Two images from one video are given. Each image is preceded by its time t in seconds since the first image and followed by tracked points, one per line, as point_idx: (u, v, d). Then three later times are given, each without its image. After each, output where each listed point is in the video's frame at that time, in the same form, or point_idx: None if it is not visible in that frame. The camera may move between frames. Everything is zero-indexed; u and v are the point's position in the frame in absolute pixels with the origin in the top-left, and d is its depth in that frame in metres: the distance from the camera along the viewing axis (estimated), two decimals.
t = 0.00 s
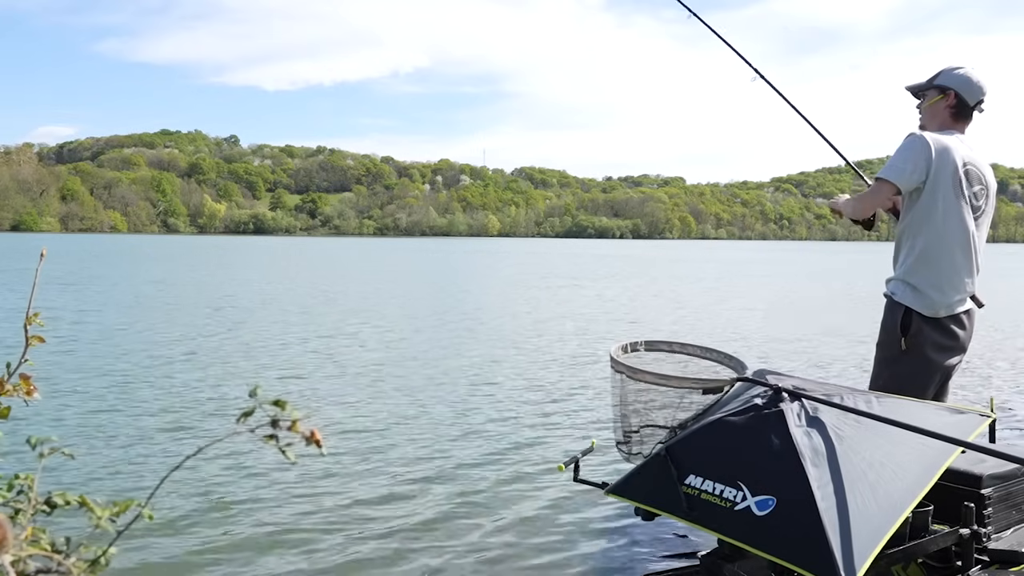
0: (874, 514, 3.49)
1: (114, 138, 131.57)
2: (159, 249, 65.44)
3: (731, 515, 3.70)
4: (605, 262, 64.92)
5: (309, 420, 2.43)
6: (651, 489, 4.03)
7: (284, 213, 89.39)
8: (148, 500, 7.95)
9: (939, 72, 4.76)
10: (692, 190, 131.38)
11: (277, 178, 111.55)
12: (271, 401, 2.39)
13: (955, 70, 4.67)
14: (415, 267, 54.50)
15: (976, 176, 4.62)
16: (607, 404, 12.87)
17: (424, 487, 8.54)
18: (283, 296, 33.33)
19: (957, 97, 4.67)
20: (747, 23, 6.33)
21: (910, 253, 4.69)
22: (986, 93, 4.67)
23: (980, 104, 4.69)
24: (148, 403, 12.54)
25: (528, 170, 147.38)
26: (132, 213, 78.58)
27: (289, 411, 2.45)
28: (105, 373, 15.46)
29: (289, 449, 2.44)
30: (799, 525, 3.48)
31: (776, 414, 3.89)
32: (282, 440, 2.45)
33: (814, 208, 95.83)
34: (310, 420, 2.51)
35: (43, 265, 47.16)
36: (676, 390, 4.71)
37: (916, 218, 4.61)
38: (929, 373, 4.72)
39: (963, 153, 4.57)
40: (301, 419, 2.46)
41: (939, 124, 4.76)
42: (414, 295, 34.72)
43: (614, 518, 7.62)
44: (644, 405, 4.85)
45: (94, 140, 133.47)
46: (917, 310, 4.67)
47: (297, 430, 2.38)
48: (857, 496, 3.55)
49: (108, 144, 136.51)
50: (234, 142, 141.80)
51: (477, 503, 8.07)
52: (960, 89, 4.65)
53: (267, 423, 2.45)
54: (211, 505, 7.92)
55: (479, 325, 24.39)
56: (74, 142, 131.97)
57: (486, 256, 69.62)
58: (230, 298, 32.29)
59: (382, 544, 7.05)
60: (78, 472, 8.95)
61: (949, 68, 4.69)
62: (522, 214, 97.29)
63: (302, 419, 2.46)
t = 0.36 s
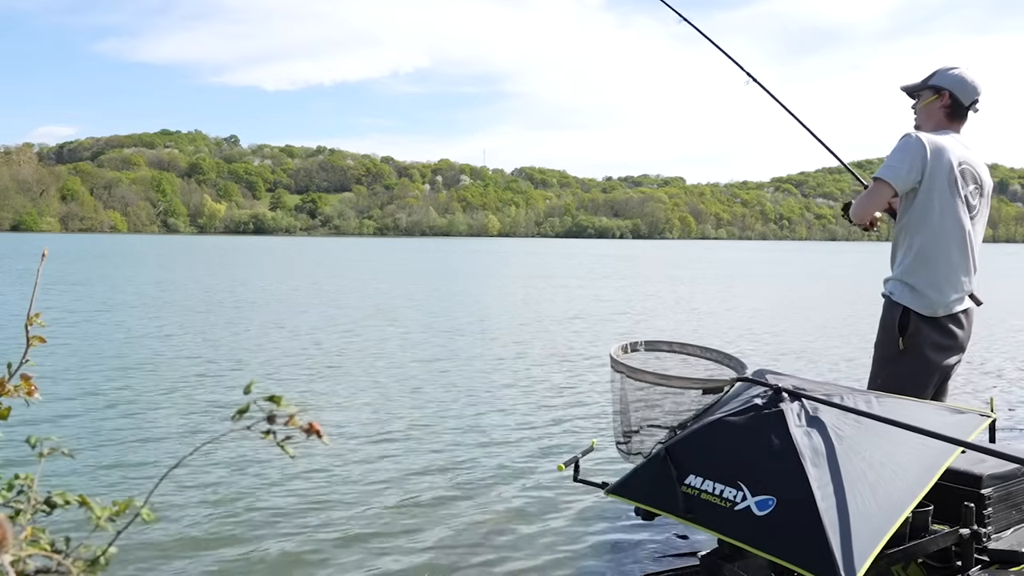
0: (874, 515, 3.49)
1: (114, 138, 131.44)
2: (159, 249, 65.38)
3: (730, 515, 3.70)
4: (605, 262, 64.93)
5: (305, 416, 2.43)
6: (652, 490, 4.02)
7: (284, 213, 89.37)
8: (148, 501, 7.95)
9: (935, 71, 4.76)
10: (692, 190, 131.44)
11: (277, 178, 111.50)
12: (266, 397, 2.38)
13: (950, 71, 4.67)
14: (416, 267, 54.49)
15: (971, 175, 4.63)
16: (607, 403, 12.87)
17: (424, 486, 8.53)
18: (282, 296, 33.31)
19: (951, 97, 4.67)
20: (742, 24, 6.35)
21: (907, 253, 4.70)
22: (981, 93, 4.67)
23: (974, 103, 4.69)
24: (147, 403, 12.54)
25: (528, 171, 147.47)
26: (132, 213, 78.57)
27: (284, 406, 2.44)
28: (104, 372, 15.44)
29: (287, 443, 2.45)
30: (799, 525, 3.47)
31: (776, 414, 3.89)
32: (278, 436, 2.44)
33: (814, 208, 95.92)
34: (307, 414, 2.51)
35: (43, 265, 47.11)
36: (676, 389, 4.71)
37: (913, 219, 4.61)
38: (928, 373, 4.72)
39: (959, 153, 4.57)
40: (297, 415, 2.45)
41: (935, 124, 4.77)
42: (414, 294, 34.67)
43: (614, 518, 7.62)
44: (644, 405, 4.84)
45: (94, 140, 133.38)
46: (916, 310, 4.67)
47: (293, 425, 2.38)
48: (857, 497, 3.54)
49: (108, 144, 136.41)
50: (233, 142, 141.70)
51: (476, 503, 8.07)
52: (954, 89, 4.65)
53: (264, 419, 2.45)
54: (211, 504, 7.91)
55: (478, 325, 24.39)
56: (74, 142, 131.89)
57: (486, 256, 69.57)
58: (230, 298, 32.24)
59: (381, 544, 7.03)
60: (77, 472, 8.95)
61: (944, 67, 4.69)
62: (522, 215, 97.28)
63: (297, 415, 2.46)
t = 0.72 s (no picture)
0: (874, 514, 3.49)
1: (113, 138, 131.35)
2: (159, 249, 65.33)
3: (730, 515, 3.70)
4: (604, 262, 64.97)
5: (303, 414, 2.43)
6: (652, 490, 4.02)
7: (284, 213, 89.40)
8: (148, 500, 7.94)
9: (931, 72, 4.76)
10: (692, 190, 131.50)
11: (277, 178, 111.40)
12: (263, 396, 2.39)
13: (946, 70, 4.66)
14: (415, 267, 54.46)
15: (970, 175, 4.62)
16: (606, 403, 12.87)
17: (424, 487, 8.53)
18: (282, 296, 33.30)
19: (948, 97, 4.67)
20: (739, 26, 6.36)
21: (906, 253, 4.70)
22: (977, 92, 4.67)
23: (971, 102, 4.69)
24: (147, 403, 12.53)
25: (527, 170, 147.50)
26: (132, 213, 78.54)
27: (282, 405, 2.45)
28: (104, 373, 15.43)
29: (283, 443, 2.45)
30: (799, 525, 3.47)
31: (776, 414, 3.88)
32: (275, 434, 2.45)
33: (814, 208, 95.89)
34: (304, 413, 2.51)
35: (43, 265, 47.09)
36: (676, 389, 4.71)
37: (911, 219, 4.61)
38: (927, 373, 4.72)
39: (957, 153, 4.57)
40: (294, 414, 2.45)
41: (933, 124, 4.77)
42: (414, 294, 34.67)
43: (614, 518, 7.62)
44: (644, 405, 4.84)
45: (94, 140, 133.33)
46: (915, 310, 4.66)
47: (290, 424, 2.38)
48: (857, 496, 3.54)
49: (108, 144, 136.37)
50: (233, 142, 141.63)
51: (475, 502, 8.07)
52: (951, 88, 4.65)
53: (261, 418, 2.45)
54: (212, 504, 7.92)
55: (479, 325, 24.38)
56: (74, 142, 131.84)
57: (486, 256, 69.59)
58: (230, 298, 32.22)
59: (381, 545, 7.03)
60: (78, 472, 8.95)
61: (941, 67, 4.68)
62: (522, 214, 97.35)
63: (294, 414, 2.46)
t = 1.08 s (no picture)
0: (874, 514, 3.49)
1: (113, 138, 131.26)
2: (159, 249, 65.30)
3: (730, 515, 3.70)
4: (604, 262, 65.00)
5: (303, 412, 2.43)
6: (651, 490, 4.02)
7: (284, 213, 89.41)
8: (149, 500, 7.94)
9: (927, 71, 4.76)
10: (692, 190, 131.57)
11: (277, 178, 111.39)
12: (261, 395, 2.38)
13: (943, 69, 4.66)
14: (415, 266, 54.46)
15: (967, 175, 4.61)
16: (606, 403, 12.88)
17: (424, 487, 8.52)
18: (282, 296, 33.28)
19: (944, 97, 4.67)
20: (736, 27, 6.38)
21: (903, 254, 4.70)
22: (974, 92, 4.67)
23: (968, 103, 4.69)
24: (148, 403, 12.52)
25: (527, 170, 147.53)
26: (132, 213, 78.53)
27: (281, 404, 2.44)
28: (104, 372, 15.43)
29: (283, 442, 2.45)
30: (798, 525, 3.47)
31: (776, 414, 3.88)
32: (275, 433, 2.45)
33: (814, 208, 95.87)
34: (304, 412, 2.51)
35: (44, 265, 47.14)
36: (676, 390, 4.70)
37: (908, 220, 4.61)
38: (925, 373, 4.72)
39: (955, 153, 4.56)
40: (293, 413, 2.45)
41: (928, 125, 4.77)
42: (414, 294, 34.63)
43: (614, 518, 7.61)
44: (644, 405, 4.84)
45: (94, 140, 133.30)
46: (912, 309, 4.67)
47: (290, 423, 2.37)
48: (857, 496, 3.54)
49: (108, 144, 136.31)
50: (234, 142, 141.55)
51: (475, 502, 8.08)
52: (947, 88, 4.65)
53: (261, 417, 2.45)
54: (212, 504, 7.92)
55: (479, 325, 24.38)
56: (74, 143, 131.84)
57: (487, 256, 69.58)
58: (230, 298, 32.18)
59: (382, 545, 7.02)
60: (79, 472, 8.94)
61: (938, 67, 4.68)
62: (522, 214, 97.41)
63: (295, 412, 2.45)
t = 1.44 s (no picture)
0: (875, 514, 3.49)
1: (113, 138, 131.18)
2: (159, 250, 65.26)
3: (731, 515, 3.69)
4: (604, 262, 65.00)
5: (304, 412, 2.43)
6: (651, 490, 4.02)
7: (284, 213, 89.44)
8: (148, 499, 7.94)
9: (929, 70, 4.76)
10: (692, 189, 131.64)
11: (277, 178, 111.33)
12: (261, 394, 2.38)
13: (943, 68, 4.66)
14: (415, 266, 54.50)
15: (968, 176, 4.61)
16: (606, 404, 12.86)
17: (424, 487, 8.51)
18: (282, 296, 33.28)
19: (946, 96, 4.67)
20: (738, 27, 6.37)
21: (903, 254, 4.70)
22: (976, 91, 4.67)
23: (969, 103, 4.69)
24: (146, 403, 12.53)
25: (527, 170, 147.58)
26: (132, 213, 78.55)
27: (282, 404, 2.44)
28: (104, 373, 15.45)
29: (284, 442, 2.45)
30: (798, 525, 3.47)
31: (777, 414, 3.88)
32: (276, 432, 2.45)
33: (814, 208, 95.82)
34: (304, 411, 2.51)
35: (44, 265, 47.13)
36: (676, 389, 4.70)
37: (909, 220, 4.61)
38: (923, 373, 4.72)
39: (955, 153, 4.56)
40: (294, 412, 2.45)
41: (929, 125, 4.77)
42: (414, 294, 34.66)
43: (613, 518, 7.62)
44: (643, 405, 4.84)
45: (93, 140, 133.25)
46: (911, 310, 4.67)
47: (292, 420, 2.38)
48: (856, 497, 3.54)
49: (108, 144, 136.28)
50: (234, 142, 141.61)
51: (475, 502, 8.07)
52: (949, 88, 4.65)
53: (261, 415, 2.45)
54: (212, 504, 7.92)
55: (479, 325, 24.38)
56: (74, 143, 131.88)
57: (487, 256, 69.58)
58: (229, 298, 32.18)
59: (381, 544, 7.02)
60: (78, 472, 8.94)
61: (939, 66, 4.68)
62: (522, 215, 97.48)
63: (295, 413, 2.46)
